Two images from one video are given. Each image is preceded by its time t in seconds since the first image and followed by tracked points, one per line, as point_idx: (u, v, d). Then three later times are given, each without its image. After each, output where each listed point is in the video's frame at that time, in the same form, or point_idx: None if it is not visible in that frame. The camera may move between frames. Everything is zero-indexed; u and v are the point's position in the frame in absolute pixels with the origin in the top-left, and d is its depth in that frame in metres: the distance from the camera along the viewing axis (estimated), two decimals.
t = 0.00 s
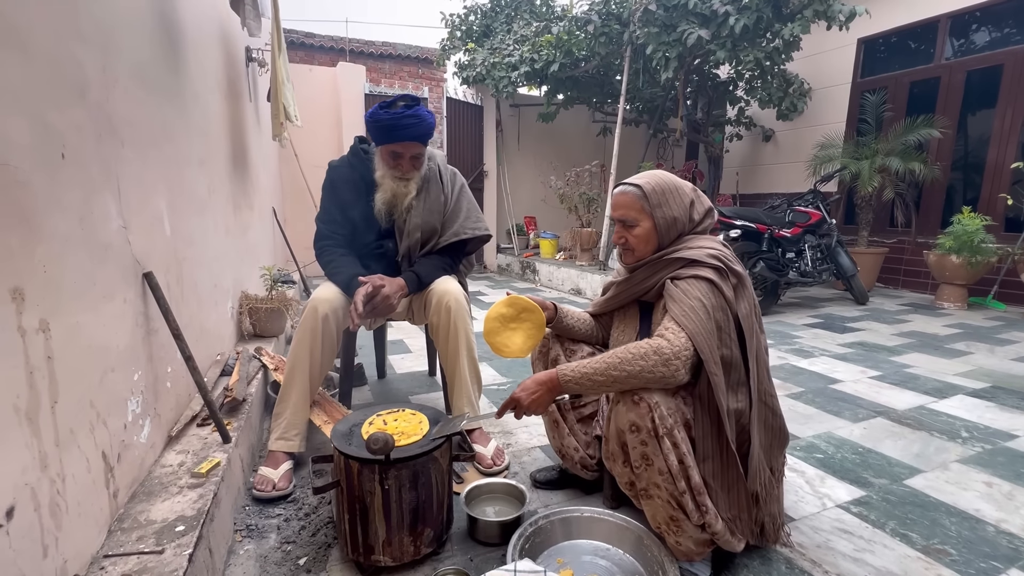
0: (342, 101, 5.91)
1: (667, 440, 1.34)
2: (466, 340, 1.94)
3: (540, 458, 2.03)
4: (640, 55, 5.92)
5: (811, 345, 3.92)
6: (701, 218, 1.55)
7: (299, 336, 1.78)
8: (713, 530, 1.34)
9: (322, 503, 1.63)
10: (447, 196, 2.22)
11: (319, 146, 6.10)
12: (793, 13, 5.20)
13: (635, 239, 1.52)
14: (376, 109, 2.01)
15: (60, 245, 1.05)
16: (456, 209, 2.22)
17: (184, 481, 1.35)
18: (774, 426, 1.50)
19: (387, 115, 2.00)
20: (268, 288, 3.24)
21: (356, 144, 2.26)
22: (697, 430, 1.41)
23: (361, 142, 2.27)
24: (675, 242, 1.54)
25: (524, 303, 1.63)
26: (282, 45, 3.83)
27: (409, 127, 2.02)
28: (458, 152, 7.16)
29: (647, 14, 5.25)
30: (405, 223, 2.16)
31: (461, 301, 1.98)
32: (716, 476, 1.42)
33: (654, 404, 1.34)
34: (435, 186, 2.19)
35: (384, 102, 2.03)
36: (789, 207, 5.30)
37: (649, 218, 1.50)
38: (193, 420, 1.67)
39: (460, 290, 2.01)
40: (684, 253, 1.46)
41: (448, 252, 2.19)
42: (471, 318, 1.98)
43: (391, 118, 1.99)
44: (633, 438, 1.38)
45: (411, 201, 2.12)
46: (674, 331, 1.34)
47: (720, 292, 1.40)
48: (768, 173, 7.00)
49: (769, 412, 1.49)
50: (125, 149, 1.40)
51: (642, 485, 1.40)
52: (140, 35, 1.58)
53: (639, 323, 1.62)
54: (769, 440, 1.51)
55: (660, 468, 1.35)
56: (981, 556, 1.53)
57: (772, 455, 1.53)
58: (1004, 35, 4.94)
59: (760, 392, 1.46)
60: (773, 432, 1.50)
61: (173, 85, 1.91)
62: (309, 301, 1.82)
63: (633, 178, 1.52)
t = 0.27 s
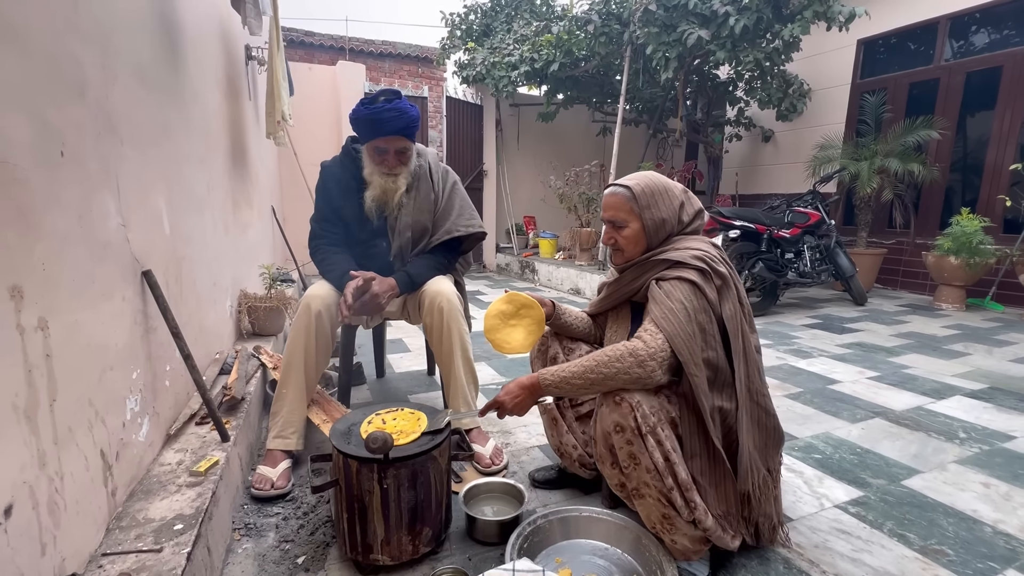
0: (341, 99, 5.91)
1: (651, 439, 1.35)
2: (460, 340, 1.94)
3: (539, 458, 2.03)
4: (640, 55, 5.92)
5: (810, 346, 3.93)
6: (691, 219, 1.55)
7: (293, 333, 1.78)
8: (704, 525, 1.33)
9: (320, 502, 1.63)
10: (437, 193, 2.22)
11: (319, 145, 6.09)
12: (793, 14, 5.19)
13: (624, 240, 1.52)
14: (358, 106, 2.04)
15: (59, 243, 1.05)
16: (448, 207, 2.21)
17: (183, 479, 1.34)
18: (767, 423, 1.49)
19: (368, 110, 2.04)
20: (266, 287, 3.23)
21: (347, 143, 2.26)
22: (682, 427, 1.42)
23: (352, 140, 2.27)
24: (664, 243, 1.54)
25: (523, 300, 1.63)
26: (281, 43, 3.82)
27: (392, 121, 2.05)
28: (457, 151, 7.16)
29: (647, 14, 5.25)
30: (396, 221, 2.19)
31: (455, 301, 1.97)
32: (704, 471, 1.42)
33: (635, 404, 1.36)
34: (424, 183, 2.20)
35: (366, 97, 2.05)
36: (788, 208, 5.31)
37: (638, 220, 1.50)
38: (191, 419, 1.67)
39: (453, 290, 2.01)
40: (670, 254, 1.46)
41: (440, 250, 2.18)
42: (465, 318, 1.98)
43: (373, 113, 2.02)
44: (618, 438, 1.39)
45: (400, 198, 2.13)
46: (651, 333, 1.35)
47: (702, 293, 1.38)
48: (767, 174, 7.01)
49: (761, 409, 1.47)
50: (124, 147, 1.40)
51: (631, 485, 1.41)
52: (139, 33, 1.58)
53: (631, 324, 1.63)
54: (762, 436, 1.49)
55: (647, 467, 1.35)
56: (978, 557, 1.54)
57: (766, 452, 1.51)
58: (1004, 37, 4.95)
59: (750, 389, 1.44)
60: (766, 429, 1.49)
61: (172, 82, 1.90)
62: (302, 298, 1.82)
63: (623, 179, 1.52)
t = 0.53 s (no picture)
0: (339, 97, 5.90)
1: (628, 437, 1.35)
2: (456, 340, 1.94)
3: (536, 456, 2.03)
4: (638, 54, 5.93)
5: (806, 345, 3.94)
6: (680, 221, 1.55)
7: (287, 331, 1.78)
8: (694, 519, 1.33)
9: (318, 500, 1.63)
10: (434, 192, 2.22)
11: (316, 143, 6.08)
12: (790, 14, 5.20)
13: (614, 238, 1.53)
14: (356, 102, 2.07)
15: (55, 239, 1.05)
16: (445, 204, 2.21)
17: (180, 477, 1.34)
18: (752, 416, 1.47)
19: (366, 106, 2.06)
20: (264, 284, 3.22)
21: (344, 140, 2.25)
22: (662, 424, 1.41)
23: (350, 139, 2.27)
24: (653, 243, 1.54)
25: (520, 298, 1.63)
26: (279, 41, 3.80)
27: (389, 116, 2.07)
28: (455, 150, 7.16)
29: (646, 13, 5.25)
30: (393, 218, 2.17)
31: (449, 300, 1.97)
32: (687, 466, 1.42)
33: (610, 404, 1.36)
34: (421, 181, 2.20)
35: (364, 94, 2.07)
36: (785, 208, 5.33)
37: (629, 218, 1.50)
38: (188, 416, 1.67)
39: (447, 289, 2.01)
40: (654, 257, 1.44)
41: (436, 248, 2.17)
42: (459, 318, 1.98)
43: (369, 108, 2.05)
44: (598, 440, 1.39)
45: (397, 194, 2.14)
46: (622, 337, 1.35)
47: (678, 296, 1.36)
48: (764, 174, 7.02)
49: (745, 403, 1.46)
50: (121, 143, 1.39)
51: (615, 486, 1.40)
52: (136, 29, 1.57)
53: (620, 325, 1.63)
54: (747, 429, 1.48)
55: (627, 465, 1.35)
56: (973, 554, 1.55)
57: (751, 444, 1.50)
58: (999, 38, 4.98)
59: (732, 385, 1.43)
60: (750, 422, 1.47)
61: (169, 78, 1.89)
62: (297, 295, 1.82)
63: (617, 177, 1.53)
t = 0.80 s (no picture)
0: (336, 97, 5.90)
1: (622, 438, 1.36)
2: (458, 339, 1.95)
3: (536, 455, 2.04)
4: (636, 55, 5.95)
5: (803, 344, 3.96)
6: (678, 221, 1.56)
7: (290, 332, 1.78)
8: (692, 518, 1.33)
9: (319, 499, 1.63)
10: (436, 192, 2.23)
11: (313, 143, 6.07)
12: (786, 16, 5.24)
13: (613, 237, 1.54)
14: (358, 102, 2.08)
15: (59, 239, 1.05)
16: (447, 205, 2.22)
17: (181, 476, 1.34)
18: (746, 415, 1.48)
19: (368, 106, 2.06)
20: (262, 284, 3.22)
21: (346, 141, 2.27)
22: (658, 426, 1.42)
23: (352, 139, 2.27)
24: (650, 243, 1.55)
25: (515, 300, 1.64)
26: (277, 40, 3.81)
27: (392, 115, 2.07)
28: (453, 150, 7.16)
29: (643, 14, 5.27)
30: (395, 218, 2.17)
31: (451, 299, 1.98)
32: (682, 466, 1.42)
33: (605, 406, 1.37)
34: (424, 181, 2.20)
35: (366, 93, 2.08)
36: (782, 208, 5.35)
37: (628, 217, 1.52)
38: (188, 416, 1.67)
39: (449, 288, 2.02)
40: (649, 258, 1.45)
41: (438, 248, 2.18)
42: (461, 318, 1.99)
43: (371, 108, 2.05)
44: (593, 441, 1.39)
45: (400, 195, 2.14)
46: (615, 340, 1.36)
47: (673, 299, 1.37)
48: (761, 174, 7.05)
49: (739, 402, 1.46)
50: (122, 143, 1.40)
51: (612, 486, 1.41)
52: (137, 29, 1.57)
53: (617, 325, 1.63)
54: (740, 428, 1.49)
55: (622, 466, 1.36)
56: (967, 550, 1.57)
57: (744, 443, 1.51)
58: (993, 40, 5.02)
59: (726, 385, 1.44)
60: (744, 420, 1.49)
61: (169, 78, 1.89)
62: (299, 296, 1.82)
63: (617, 176, 1.54)
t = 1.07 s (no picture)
0: (326, 97, 5.86)
1: (625, 437, 1.38)
2: (452, 340, 1.95)
3: (527, 455, 2.04)
4: (625, 56, 5.97)
5: (791, 343, 4.00)
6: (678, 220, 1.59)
7: (281, 333, 1.77)
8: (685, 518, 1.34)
9: (308, 502, 1.62)
10: (428, 192, 2.22)
11: (302, 143, 6.03)
12: (774, 17, 5.29)
13: (624, 237, 1.51)
14: (349, 100, 2.06)
15: (41, 240, 1.04)
16: (438, 204, 2.22)
17: (167, 481, 1.32)
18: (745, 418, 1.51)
19: (359, 103, 2.05)
20: (251, 285, 3.19)
21: (337, 141, 2.25)
22: (663, 425, 1.43)
23: (342, 139, 2.25)
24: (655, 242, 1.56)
25: (509, 302, 1.64)
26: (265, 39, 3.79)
27: (383, 113, 2.05)
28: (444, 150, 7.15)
29: (633, 15, 5.29)
30: (386, 219, 2.16)
31: (445, 299, 1.97)
32: (682, 465, 1.45)
33: (611, 404, 1.38)
34: (416, 181, 2.19)
35: (357, 91, 2.06)
36: (770, 208, 5.40)
37: (638, 216, 1.51)
38: (175, 420, 1.65)
39: (443, 288, 2.01)
40: (659, 258, 1.45)
41: (431, 248, 2.18)
42: (455, 318, 1.99)
43: (362, 105, 2.04)
44: (596, 435, 1.42)
45: (392, 194, 2.12)
46: (646, 342, 1.32)
47: (690, 300, 1.39)
48: (749, 175, 7.11)
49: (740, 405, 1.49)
50: (106, 143, 1.38)
51: (611, 483, 1.43)
52: (121, 28, 1.55)
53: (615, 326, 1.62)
54: (739, 428, 1.52)
55: (622, 464, 1.38)
56: (951, 545, 1.59)
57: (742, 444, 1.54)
58: (975, 43, 5.10)
59: (730, 388, 1.46)
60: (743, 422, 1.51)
61: (154, 77, 1.87)
62: (290, 297, 1.80)
63: (621, 176, 1.53)
